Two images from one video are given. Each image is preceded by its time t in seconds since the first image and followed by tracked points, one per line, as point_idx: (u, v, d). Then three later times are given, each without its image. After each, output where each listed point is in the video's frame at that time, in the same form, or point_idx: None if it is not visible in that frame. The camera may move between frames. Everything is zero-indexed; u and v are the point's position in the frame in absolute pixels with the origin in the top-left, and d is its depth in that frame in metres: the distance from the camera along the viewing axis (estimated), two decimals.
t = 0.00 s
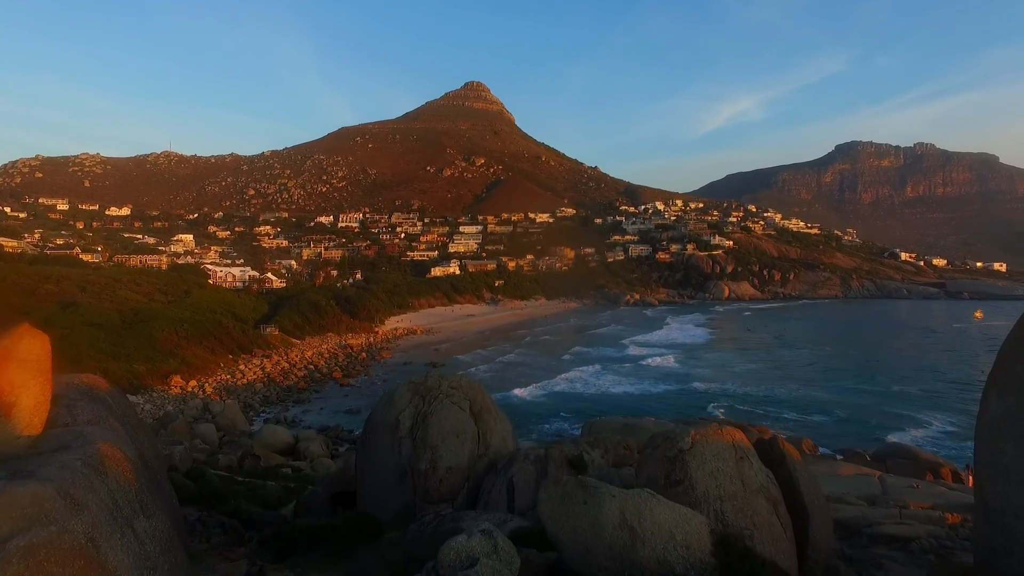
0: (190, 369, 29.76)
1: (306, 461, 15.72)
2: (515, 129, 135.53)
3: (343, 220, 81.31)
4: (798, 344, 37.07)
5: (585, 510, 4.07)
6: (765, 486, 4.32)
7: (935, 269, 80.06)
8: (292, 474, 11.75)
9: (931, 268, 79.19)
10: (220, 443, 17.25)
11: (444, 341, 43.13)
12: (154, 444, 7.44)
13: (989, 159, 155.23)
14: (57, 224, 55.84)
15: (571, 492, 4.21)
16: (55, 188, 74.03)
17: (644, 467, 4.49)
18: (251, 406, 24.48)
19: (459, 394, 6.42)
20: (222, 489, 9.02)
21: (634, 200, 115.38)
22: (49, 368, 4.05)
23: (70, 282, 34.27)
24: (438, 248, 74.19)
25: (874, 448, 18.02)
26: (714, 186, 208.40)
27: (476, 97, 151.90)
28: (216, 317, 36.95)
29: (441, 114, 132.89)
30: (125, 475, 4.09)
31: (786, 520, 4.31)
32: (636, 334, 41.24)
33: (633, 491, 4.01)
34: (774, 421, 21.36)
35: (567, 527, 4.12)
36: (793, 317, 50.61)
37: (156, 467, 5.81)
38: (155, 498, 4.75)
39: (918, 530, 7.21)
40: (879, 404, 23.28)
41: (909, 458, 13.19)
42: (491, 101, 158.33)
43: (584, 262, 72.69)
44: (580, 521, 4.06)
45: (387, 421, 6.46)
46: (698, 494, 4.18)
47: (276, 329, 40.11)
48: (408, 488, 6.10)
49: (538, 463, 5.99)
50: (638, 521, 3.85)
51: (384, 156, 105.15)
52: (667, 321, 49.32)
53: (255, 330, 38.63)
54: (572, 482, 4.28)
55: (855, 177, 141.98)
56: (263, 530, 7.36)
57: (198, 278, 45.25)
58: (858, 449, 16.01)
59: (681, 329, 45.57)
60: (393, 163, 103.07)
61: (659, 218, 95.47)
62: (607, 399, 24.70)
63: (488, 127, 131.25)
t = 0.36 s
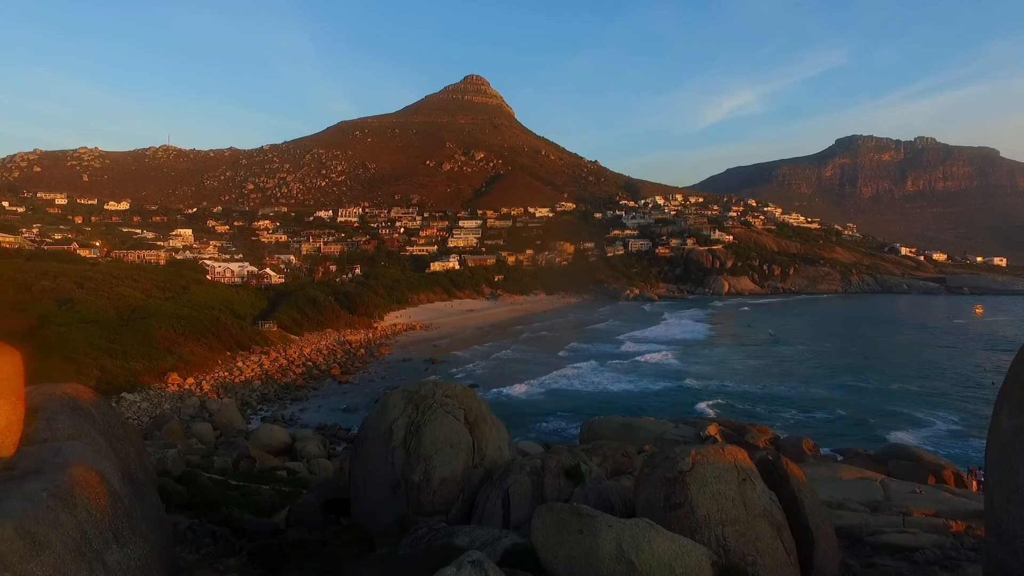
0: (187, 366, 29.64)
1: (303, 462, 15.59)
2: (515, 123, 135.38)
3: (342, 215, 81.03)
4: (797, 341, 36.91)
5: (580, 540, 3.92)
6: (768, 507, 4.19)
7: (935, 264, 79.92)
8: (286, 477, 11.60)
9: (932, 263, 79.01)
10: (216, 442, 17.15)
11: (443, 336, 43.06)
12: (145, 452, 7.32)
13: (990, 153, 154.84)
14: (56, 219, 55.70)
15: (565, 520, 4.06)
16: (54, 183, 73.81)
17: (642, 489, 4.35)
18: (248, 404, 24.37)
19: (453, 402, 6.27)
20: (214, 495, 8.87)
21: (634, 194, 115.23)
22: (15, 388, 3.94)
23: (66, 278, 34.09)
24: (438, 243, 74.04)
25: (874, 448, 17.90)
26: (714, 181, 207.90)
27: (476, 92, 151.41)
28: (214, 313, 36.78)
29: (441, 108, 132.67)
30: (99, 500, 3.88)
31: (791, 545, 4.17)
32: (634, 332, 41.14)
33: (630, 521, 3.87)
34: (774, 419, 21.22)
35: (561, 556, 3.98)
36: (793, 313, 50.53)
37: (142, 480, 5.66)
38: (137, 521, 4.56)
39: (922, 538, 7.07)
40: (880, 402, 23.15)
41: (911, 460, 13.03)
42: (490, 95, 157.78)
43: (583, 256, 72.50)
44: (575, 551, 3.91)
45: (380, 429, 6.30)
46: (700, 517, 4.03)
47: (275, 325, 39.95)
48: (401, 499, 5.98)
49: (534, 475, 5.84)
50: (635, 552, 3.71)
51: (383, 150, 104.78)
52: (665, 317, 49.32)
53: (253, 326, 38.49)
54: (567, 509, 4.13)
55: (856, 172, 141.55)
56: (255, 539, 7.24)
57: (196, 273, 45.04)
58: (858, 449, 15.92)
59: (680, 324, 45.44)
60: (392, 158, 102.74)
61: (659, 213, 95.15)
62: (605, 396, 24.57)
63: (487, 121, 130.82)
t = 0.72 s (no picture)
0: (185, 363, 29.49)
1: (300, 463, 15.49)
2: (515, 117, 135.00)
3: (342, 210, 80.75)
4: (796, 338, 36.79)
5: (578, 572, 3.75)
6: (769, 531, 4.05)
7: (935, 259, 79.74)
8: (282, 480, 11.48)
9: (932, 258, 78.80)
10: (212, 442, 17.08)
11: (441, 332, 42.98)
12: (135, 462, 7.19)
13: (991, 147, 154.45)
14: (55, 214, 55.51)
15: (561, 549, 3.90)
16: (53, 177, 73.58)
17: (641, 512, 4.22)
18: (246, 402, 24.28)
19: (448, 411, 6.13)
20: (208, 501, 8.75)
21: (634, 189, 114.99)
22: None
23: (64, 275, 33.87)
24: (438, 238, 73.88)
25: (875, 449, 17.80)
26: (715, 175, 207.37)
27: (475, 86, 150.77)
28: (212, 310, 36.59)
29: (441, 103, 132.37)
30: (73, 529, 3.73)
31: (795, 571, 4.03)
32: (632, 328, 41.02)
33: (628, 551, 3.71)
34: (773, 419, 21.12)
35: None
36: (794, 309, 50.49)
37: (130, 492, 5.52)
38: (119, 546, 4.40)
39: (925, 548, 6.95)
40: (880, 400, 23.06)
41: (912, 462, 12.90)
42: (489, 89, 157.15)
43: (584, 252, 72.27)
44: None
45: (374, 440, 6.16)
46: (700, 542, 3.89)
47: (273, 322, 39.75)
48: (394, 511, 5.83)
49: (530, 487, 5.72)
50: None
51: (382, 145, 104.42)
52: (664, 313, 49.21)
53: (252, 323, 38.33)
54: (562, 538, 3.97)
55: (857, 166, 141.17)
56: (248, 550, 7.14)
57: (194, 270, 44.83)
58: (859, 449, 15.82)
59: (680, 320, 45.31)
60: (391, 152, 102.38)
61: (659, 208, 94.86)
62: (604, 394, 24.47)
63: (487, 116, 130.27)
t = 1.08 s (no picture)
0: (183, 361, 29.36)
1: (297, 464, 15.42)
2: (514, 112, 134.84)
3: (341, 205, 80.52)
4: (795, 335, 36.69)
5: None
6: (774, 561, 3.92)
7: (935, 254, 79.64)
8: (277, 483, 11.39)
9: (932, 254, 78.65)
10: (209, 442, 17.06)
11: (440, 329, 42.87)
12: (125, 471, 7.05)
13: (991, 142, 154.07)
14: (54, 210, 55.33)
15: None
16: (51, 172, 73.33)
17: (640, 536, 4.11)
18: (243, 401, 24.19)
19: (441, 422, 6.00)
20: (200, 509, 8.65)
21: (633, 184, 114.78)
22: None
23: (61, 272, 33.72)
24: (437, 234, 73.70)
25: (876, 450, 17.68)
26: (715, 170, 206.99)
27: (474, 81, 150.28)
28: (210, 307, 36.44)
29: (440, 98, 132.03)
30: (43, 560, 3.59)
31: None
32: (630, 325, 40.96)
33: None
34: (773, 419, 21.02)
35: None
36: (793, 305, 50.46)
37: (116, 507, 5.39)
38: (100, 570, 4.27)
39: (928, 559, 6.84)
40: (880, 399, 22.95)
41: (914, 464, 12.78)
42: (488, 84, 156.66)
43: (583, 247, 72.11)
44: None
45: (367, 451, 6.00)
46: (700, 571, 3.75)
47: (272, 319, 39.61)
48: (387, 525, 5.67)
49: (527, 500, 5.59)
50: None
51: (382, 140, 104.11)
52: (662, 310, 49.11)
53: (250, 320, 38.15)
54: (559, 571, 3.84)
55: (857, 161, 140.87)
56: (240, 561, 7.06)
57: (193, 266, 44.64)
58: (860, 450, 15.70)
59: (679, 317, 45.18)
60: (391, 148, 102.11)
61: (659, 203, 94.64)
62: (602, 392, 24.36)
63: (486, 111, 129.89)
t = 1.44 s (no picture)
0: (181, 359, 29.26)
1: (294, 465, 15.34)
2: (514, 108, 134.57)
3: (341, 201, 80.30)
4: (794, 332, 36.58)
5: None
6: None
7: (935, 250, 79.51)
8: (273, 487, 11.27)
9: (933, 250, 78.55)
10: (206, 443, 17.00)
11: (438, 326, 42.83)
12: (117, 482, 6.95)
13: (992, 138, 153.72)
14: (52, 206, 55.17)
15: None
16: (50, 168, 73.08)
17: (637, 559, 4.01)
18: (241, 400, 24.15)
19: (436, 433, 5.89)
20: (194, 516, 8.54)
21: (633, 180, 114.57)
22: None
23: (59, 270, 33.58)
24: (437, 229, 73.54)
25: (877, 450, 17.59)
26: (715, 165, 206.62)
27: (474, 76, 149.77)
28: (209, 304, 36.32)
29: (440, 93, 131.72)
30: None
31: None
32: (628, 322, 40.92)
33: None
34: (773, 418, 20.91)
35: None
36: (792, 302, 50.40)
37: (102, 522, 5.28)
38: None
39: (931, 570, 6.74)
40: (881, 398, 22.86)
41: (914, 466, 12.68)
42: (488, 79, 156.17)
43: (583, 243, 71.97)
44: None
45: (360, 462, 5.90)
46: None
47: (271, 316, 39.51)
48: (380, 539, 5.57)
49: (523, 513, 5.48)
50: None
51: (381, 135, 103.78)
52: (660, 306, 49.02)
53: (249, 317, 38.06)
54: None
55: (857, 157, 140.58)
56: (231, 571, 7.17)
57: (191, 263, 44.50)
58: (861, 451, 15.61)
59: (677, 314, 45.07)
60: (390, 143, 101.82)
61: (659, 199, 94.46)
62: (601, 391, 24.30)
63: (486, 106, 129.53)
